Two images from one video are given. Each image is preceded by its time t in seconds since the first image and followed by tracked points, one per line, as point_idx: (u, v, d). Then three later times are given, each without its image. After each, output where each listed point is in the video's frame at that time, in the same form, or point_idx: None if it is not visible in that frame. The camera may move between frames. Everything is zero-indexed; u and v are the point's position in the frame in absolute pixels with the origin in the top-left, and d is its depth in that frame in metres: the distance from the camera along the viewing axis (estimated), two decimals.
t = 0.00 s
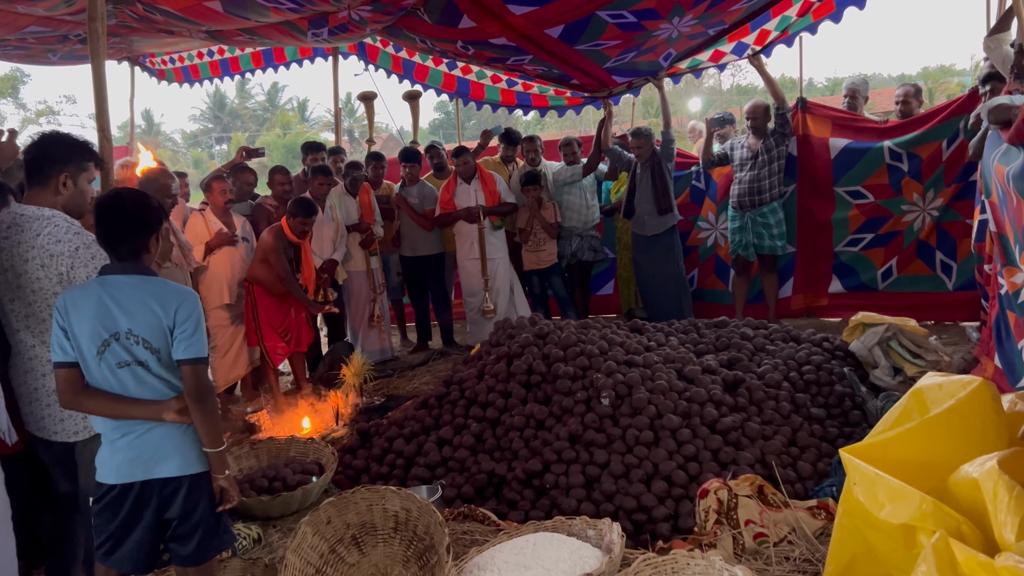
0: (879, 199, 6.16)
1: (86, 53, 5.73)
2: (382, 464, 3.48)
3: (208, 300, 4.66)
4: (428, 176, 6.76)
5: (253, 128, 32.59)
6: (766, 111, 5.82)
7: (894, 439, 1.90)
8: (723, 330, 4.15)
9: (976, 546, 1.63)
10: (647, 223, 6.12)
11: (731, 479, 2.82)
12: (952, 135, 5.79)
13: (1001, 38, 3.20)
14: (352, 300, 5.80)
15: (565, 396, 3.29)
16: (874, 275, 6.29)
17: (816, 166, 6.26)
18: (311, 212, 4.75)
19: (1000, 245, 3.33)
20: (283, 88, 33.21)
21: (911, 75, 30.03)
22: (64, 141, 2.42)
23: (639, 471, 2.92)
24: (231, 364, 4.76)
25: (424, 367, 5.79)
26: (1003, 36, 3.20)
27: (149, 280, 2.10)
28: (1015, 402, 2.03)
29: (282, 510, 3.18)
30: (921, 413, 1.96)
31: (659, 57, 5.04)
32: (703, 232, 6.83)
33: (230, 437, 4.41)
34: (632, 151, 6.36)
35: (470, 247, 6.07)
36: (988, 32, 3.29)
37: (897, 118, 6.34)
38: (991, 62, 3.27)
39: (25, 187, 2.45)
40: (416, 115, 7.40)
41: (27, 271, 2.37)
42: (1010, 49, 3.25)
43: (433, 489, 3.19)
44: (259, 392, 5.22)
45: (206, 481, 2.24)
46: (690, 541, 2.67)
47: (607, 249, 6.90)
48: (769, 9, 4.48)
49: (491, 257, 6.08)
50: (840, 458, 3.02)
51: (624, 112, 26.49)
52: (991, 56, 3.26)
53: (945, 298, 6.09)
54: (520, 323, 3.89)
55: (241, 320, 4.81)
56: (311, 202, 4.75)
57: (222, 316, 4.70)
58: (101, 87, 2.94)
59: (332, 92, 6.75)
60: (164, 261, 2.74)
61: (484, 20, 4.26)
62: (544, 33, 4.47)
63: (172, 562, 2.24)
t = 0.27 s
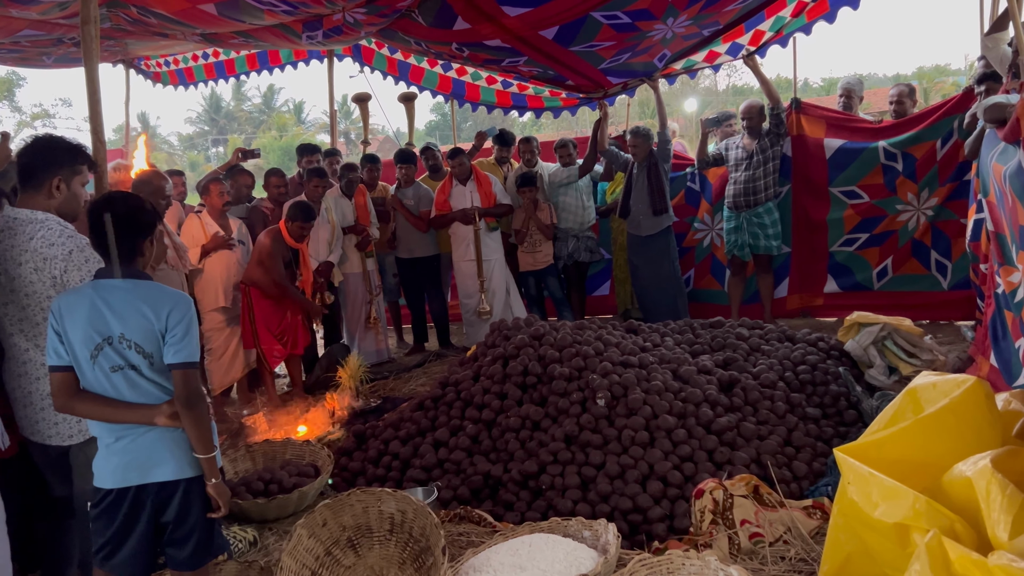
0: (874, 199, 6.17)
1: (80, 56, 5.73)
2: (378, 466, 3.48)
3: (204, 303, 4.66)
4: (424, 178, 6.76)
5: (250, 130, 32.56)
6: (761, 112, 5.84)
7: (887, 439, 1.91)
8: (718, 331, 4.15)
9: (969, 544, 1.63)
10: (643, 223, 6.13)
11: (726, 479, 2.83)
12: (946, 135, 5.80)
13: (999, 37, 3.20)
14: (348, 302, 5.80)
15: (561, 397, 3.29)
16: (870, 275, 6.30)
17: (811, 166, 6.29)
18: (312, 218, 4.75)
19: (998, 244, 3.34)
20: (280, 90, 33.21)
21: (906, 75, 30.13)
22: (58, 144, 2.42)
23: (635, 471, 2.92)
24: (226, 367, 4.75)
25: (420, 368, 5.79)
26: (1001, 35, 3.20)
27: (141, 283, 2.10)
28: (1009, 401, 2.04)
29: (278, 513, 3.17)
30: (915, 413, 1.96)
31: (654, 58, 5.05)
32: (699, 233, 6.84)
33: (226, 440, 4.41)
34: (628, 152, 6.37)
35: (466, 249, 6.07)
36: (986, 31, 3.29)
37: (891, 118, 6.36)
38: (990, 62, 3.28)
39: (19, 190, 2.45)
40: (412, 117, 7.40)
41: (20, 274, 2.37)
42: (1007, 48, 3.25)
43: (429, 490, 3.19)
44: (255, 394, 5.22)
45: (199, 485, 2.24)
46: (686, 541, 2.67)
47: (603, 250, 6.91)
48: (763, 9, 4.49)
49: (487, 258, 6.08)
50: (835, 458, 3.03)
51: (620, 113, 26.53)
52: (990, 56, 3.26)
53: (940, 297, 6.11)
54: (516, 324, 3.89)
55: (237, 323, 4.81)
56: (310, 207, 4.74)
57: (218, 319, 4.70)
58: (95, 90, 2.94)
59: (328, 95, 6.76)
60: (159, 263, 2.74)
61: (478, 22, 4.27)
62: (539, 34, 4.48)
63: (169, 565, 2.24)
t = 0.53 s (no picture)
0: (868, 200, 6.20)
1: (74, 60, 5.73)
2: (373, 469, 3.48)
3: (199, 307, 4.65)
4: (419, 180, 6.77)
5: (245, 133, 32.52)
6: (755, 113, 5.85)
7: (880, 439, 1.92)
8: (713, 332, 4.16)
9: (961, 544, 1.64)
10: (637, 224, 6.15)
11: (721, 480, 2.83)
12: (939, 136, 5.83)
13: (995, 37, 3.20)
14: (343, 305, 5.80)
15: (556, 399, 3.30)
16: (864, 275, 6.33)
17: (805, 167, 6.29)
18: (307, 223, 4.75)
19: (994, 243, 3.35)
20: (275, 93, 33.20)
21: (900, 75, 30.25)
22: (50, 148, 2.42)
23: (630, 473, 2.92)
24: (221, 370, 4.74)
25: (416, 371, 5.79)
26: (997, 36, 3.20)
27: (136, 289, 2.09)
28: (1001, 401, 2.04)
29: (273, 516, 3.17)
30: (908, 413, 1.97)
31: (647, 61, 5.07)
32: (693, 234, 6.85)
33: (222, 443, 4.40)
34: (623, 154, 6.38)
35: (461, 251, 6.08)
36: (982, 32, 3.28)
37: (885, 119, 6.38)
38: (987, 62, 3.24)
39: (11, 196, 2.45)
40: (406, 120, 7.41)
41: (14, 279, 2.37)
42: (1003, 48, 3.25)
43: (425, 493, 3.19)
44: (250, 397, 5.21)
45: (196, 489, 2.24)
46: (681, 542, 2.67)
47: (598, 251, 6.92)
48: (757, 12, 4.50)
49: (483, 260, 6.09)
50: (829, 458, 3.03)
51: (616, 114, 26.58)
52: (986, 57, 3.24)
53: (934, 297, 6.14)
54: (511, 326, 3.90)
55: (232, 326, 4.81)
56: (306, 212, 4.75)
57: (213, 323, 4.69)
58: (88, 95, 2.94)
59: (322, 98, 6.76)
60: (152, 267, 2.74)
61: (472, 25, 4.28)
62: (533, 37, 4.49)
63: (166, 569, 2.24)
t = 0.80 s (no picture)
0: (862, 202, 6.22)
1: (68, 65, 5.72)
2: (368, 473, 3.48)
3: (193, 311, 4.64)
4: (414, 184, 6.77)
5: (240, 136, 32.48)
6: (748, 116, 5.87)
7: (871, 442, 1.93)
8: (707, 334, 4.18)
9: (951, 545, 1.65)
10: (632, 227, 6.15)
11: (714, 483, 2.84)
12: (931, 138, 5.86)
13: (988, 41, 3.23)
14: (338, 309, 5.80)
15: (550, 402, 3.31)
16: (857, 277, 6.35)
17: (799, 169, 6.32)
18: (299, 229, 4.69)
19: (988, 245, 3.37)
20: (270, 96, 33.18)
21: (894, 77, 30.39)
22: (42, 155, 2.42)
23: (624, 476, 2.93)
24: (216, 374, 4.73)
25: (410, 374, 5.79)
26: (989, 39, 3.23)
27: (129, 295, 2.09)
28: (993, 402, 2.05)
29: (268, 521, 3.16)
30: (899, 415, 1.98)
31: (641, 64, 5.08)
32: (688, 236, 6.88)
33: (216, 448, 4.39)
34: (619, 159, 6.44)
35: (456, 254, 6.08)
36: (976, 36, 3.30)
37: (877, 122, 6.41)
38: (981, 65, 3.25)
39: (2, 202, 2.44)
40: (401, 123, 7.41)
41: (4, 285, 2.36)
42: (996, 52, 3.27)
43: (419, 497, 3.19)
44: (245, 402, 5.20)
45: (189, 495, 2.24)
46: (675, 545, 2.68)
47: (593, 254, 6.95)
48: (749, 15, 4.52)
49: (477, 264, 6.09)
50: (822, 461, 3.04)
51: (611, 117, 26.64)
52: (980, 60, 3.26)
53: (927, 298, 6.16)
54: (505, 329, 3.90)
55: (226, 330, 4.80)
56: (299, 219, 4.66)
57: (207, 327, 4.68)
58: (80, 100, 2.94)
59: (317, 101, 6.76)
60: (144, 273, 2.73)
61: (465, 28, 4.29)
62: (526, 40, 4.50)
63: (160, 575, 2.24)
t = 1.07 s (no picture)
0: (856, 204, 6.24)
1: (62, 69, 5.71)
2: (363, 476, 3.48)
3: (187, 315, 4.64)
4: (409, 186, 6.78)
5: (236, 139, 32.45)
6: (742, 119, 5.89)
7: (862, 443, 1.94)
8: (701, 336, 4.19)
9: (942, 547, 1.65)
10: (628, 229, 6.16)
11: (709, 485, 2.84)
12: (925, 140, 5.88)
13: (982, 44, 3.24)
14: (333, 312, 5.80)
15: (545, 405, 3.31)
16: (852, 279, 6.37)
17: (793, 171, 6.34)
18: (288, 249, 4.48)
19: (983, 246, 3.38)
20: (266, 99, 33.17)
21: (888, 79, 30.53)
22: (34, 159, 2.42)
23: (618, 478, 2.93)
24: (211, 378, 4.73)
25: (406, 377, 5.79)
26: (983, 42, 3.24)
27: (122, 300, 2.09)
28: (985, 404, 2.06)
29: (262, 524, 3.16)
30: (891, 417, 1.99)
31: (635, 67, 5.10)
32: (683, 238, 6.89)
33: (211, 451, 4.39)
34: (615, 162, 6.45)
35: (451, 257, 6.09)
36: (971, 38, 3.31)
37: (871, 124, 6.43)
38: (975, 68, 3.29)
39: None
40: (396, 126, 7.42)
41: None
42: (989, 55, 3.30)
43: (414, 500, 3.19)
44: (240, 405, 5.20)
45: (183, 499, 2.24)
46: (669, 547, 2.68)
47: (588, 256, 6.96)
48: (743, 18, 4.53)
49: (472, 266, 6.09)
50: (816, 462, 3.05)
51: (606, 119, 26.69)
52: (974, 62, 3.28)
53: (920, 300, 6.19)
54: (500, 332, 3.91)
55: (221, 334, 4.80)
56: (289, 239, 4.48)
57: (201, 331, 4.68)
58: (73, 105, 2.94)
59: (312, 105, 6.76)
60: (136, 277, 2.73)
61: (460, 31, 4.30)
62: (521, 43, 4.51)
63: None
